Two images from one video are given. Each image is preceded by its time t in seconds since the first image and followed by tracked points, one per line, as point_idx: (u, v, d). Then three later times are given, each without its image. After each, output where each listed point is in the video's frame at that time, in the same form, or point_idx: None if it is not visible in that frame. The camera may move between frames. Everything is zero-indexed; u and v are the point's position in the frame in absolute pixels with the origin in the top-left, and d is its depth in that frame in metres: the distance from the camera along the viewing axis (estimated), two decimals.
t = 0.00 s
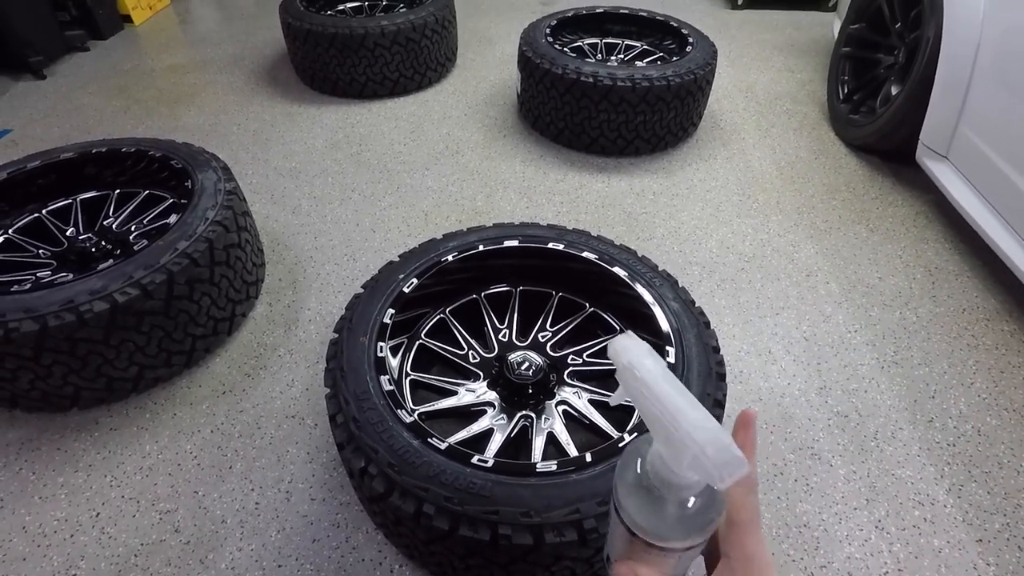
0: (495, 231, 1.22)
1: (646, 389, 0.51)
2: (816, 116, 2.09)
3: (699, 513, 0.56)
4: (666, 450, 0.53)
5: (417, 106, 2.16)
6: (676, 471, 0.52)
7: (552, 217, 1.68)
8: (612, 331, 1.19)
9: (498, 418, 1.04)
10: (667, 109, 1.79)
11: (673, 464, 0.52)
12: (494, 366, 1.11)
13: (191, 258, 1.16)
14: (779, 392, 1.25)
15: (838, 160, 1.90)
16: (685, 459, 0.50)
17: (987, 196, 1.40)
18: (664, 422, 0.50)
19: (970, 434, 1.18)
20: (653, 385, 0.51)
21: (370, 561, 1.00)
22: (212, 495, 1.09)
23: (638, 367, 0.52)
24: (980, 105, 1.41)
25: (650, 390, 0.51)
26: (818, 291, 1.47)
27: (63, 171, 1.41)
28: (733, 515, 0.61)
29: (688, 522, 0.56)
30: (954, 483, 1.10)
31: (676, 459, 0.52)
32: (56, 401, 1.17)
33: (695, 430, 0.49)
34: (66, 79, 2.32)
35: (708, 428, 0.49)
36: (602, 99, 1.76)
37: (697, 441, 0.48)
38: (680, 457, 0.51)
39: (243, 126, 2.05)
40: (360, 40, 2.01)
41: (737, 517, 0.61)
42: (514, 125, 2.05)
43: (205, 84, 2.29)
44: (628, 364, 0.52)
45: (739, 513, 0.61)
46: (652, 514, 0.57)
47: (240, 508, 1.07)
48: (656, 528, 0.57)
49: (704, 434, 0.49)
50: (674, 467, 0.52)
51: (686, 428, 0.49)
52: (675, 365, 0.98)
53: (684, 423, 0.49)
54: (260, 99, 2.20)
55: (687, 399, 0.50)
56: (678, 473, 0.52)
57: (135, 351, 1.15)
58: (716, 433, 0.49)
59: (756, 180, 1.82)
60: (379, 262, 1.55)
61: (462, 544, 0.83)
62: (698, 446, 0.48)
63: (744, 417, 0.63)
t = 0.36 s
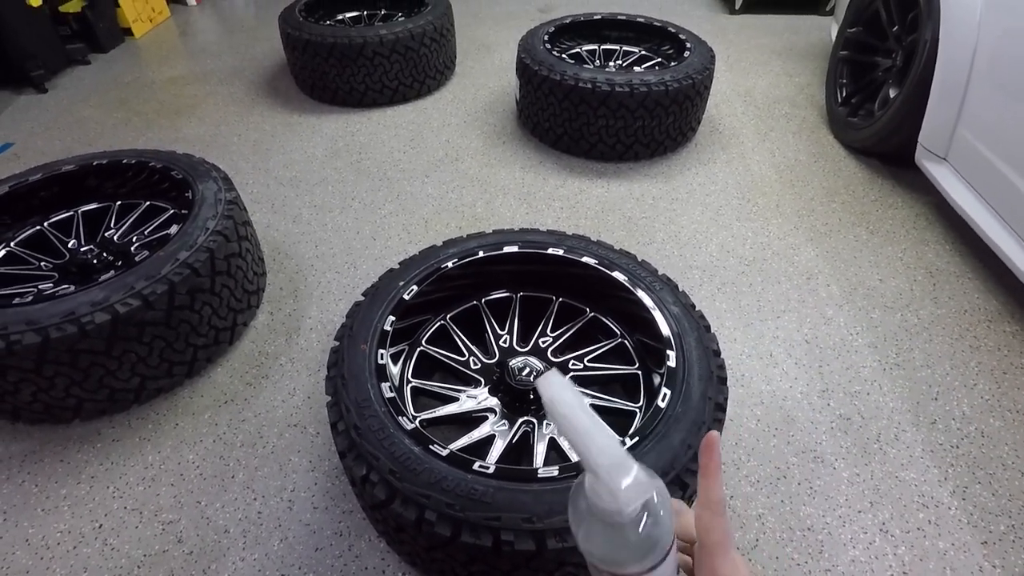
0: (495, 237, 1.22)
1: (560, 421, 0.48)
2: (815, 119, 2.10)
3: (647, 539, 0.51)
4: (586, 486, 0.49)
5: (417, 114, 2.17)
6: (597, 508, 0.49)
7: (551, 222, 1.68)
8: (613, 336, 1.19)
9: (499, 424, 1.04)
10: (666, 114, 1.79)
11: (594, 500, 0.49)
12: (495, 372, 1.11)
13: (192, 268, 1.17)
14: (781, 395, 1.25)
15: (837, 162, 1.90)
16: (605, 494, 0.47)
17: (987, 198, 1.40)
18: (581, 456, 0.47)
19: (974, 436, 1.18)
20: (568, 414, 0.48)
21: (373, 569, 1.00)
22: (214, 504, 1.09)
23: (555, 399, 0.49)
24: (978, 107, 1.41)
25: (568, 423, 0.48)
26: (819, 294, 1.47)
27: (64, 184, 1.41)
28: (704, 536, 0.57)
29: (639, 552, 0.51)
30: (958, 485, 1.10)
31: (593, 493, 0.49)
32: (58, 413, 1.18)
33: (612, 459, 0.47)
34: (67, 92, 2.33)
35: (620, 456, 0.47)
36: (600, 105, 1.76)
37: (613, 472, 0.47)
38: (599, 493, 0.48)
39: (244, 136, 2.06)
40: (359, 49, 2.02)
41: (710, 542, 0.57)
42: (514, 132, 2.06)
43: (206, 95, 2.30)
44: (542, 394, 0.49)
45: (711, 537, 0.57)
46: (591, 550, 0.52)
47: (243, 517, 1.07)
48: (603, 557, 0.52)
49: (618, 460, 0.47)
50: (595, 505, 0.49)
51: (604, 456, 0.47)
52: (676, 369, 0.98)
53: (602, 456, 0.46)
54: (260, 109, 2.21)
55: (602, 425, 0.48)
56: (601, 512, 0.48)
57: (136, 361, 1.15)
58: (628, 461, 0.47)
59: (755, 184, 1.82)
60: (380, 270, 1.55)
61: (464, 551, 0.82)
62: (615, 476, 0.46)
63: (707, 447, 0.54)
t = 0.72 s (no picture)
0: (496, 240, 1.22)
1: (553, 450, 0.52)
2: (817, 124, 2.10)
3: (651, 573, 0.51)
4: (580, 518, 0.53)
5: (419, 117, 2.17)
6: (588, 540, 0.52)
7: (552, 226, 1.68)
8: (613, 340, 1.19)
9: (498, 427, 1.04)
10: (667, 118, 1.79)
11: (586, 533, 0.53)
12: (495, 375, 1.11)
13: (192, 269, 1.17)
14: (781, 401, 1.24)
15: (838, 168, 1.90)
16: (596, 522, 0.51)
17: (989, 205, 1.40)
18: (573, 484, 0.51)
19: (974, 443, 1.17)
20: (560, 442, 0.53)
21: (370, 572, 1.00)
22: (213, 506, 1.09)
23: (545, 430, 0.53)
24: (980, 115, 1.42)
25: (560, 450, 0.52)
26: (819, 299, 1.47)
27: (65, 185, 1.42)
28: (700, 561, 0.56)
29: None
30: (958, 492, 1.10)
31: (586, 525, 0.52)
32: (57, 413, 1.18)
33: (602, 487, 0.51)
34: (69, 93, 2.34)
35: (610, 485, 0.51)
36: (601, 109, 1.77)
37: (603, 499, 0.51)
38: (591, 524, 0.52)
39: (245, 137, 2.07)
40: (361, 51, 2.03)
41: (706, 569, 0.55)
42: (515, 135, 2.06)
43: (208, 96, 2.31)
44: (534, 426, 0.54)
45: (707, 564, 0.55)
46: None
47: (241, 519, 1.07)
48: None
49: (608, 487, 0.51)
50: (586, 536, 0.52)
51: (597, 483, 0.51)
52: (675, 373, 0.98)
53: (593, 482, 0.51)
54: (262, 111, 2.21)
55: (594, 455, 0.52)
56: (594, 543, 0.51)
57: (136, 362, 1.15)
58: (621, 492, 0.51)
59: (756, 189, 1.82)
60: (380, 272, 1.56)
61: (462, 554, 0.82)
62: (607, 504, 0.50)
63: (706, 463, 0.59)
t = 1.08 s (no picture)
0: (497, 238, 1.22)
1: (576, 415, 0.53)
2: (819, 120, 2.09)
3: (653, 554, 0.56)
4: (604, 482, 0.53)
5: (420, 116, 2.17)
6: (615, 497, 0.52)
7: (553, 224, 1.68)
8: (614, 338, 1.18)
9: (499, 426, 1.04)
10: (668, 116, 1.79)
11: (612, 493, 0.53)
12: (496, 374, 1.10)
13: (194, 270, 1.17)
14: (783, 398, 1.24)
15: (840, 164, 1.89)
16: (621, 477, 0.51)
17: (993, 201, 1.39)
18: (599, 444, 0.51)
19: (978, 440, 1.17)
20: (582, 407, 0.53)
21: (373, 571, 1.00)
22: (215, 506, 1.09)
23: (571, 395, 0.53)
24: (984, 111, 1.41)
25: (585, 415, 0.52)
26: (822, 297, 1.46)
27: (67, 186, 1.42)
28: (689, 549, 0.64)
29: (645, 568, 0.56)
30: (962, 490, 1.09)
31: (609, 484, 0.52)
32: (60, 414, 1.18)
33: (628, 441, 0.51)
34: (71, 94, 2.35)
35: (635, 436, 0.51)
36: (602, 107, 1.76)
37: (630, 450, 0.50)
38: (617, 479, 0.51)
39: (246, 138, 2.07)
40: (361, 51, 2.03)
41: None
42: (516, 134, 2.06)
43: (209, 97, 2.31)
44: (559, 398, 0.54)
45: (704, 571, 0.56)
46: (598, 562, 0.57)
47: (244, 519, 1.07)
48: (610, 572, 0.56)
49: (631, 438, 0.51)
50: (610, 494, 0.52)
51: (622, 438, 0.51)
52: (676, 371, 0.98)
53: (617, 437, 0.51)
54: (263, 111, 2.21)
55: (621, 418, 0.52)
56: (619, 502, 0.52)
57: (138, 363, 1.15)
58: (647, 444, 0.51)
59: (758, 186, 1.82)
60: (381, 272, 1.55)
61: (464, 553, 0.82)
62: (633, 456, 0.50)
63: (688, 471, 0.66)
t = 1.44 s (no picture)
0: (497, 240, 1.22)
1: (634, 371, 0.53)
2: (819, 123, 2.09)
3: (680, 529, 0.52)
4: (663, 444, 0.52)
5: (420, 117, 2.17)
6: (670, 448, 0.51)
7: (554, 226, 1.68)
8: (614, 340, 1.18)
9: (499, 427, 1.04)
10: (668, 118, 1.79)
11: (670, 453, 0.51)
12: (496, 376, 1.10)
13: (194, 271, 1.17)
14: (783, 400, 1.24)
15: (840, 167, 1.89)
16: (680, 424, 0.50)
17: (992, 204, 1.39)
18: (659, 398, 0.51)
19: (977, 442, 1.17)
20: (638, 372, 0.53)
21: (372, 573, 1.00)
22: (215, 507, 1.09)
23: (626, 364, 0.54)
24: (983, 114, 1.41)
25: (643, 377, 0.52)
26: (822, 299, 1.46)
27: (68, 187, 1.42)
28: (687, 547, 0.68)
29: (664, 536, 0.52)
30: (961, 492, 1.09)
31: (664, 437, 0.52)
32: (59, 415, 1.18)
33: (690, 389, 0.50)
34: (72, 95, 2.35)
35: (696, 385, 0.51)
36: (603, 109, 1.76)
37: (694, 395, 0.50)
38: (675, 430, 0.51)
39: (247, 138, 2.07)
40: (362, 52, 2.03)
41: None
42: (517, 136, 2.06)
43: (209, 98, 2.31)
44: (615, 371, 0.54)
45: None
46: (620, 516, 0.54)
47: (243, 520, 1.07)
48: (628, 528, 0.53)
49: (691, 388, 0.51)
50: (666, 445, 0.51)
51: (682, 386, 0.51)
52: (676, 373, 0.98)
53: (678, 386, 0.51)
54: (263, 112, 2.22)
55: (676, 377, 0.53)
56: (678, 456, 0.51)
57: (138, 363, 1.15)
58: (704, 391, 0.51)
59: (758, 188, 1.82)
60: (381, 273, 1.56)
61: (463, 555, 0.82)
62: (700, 400, 0.50)
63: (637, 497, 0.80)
